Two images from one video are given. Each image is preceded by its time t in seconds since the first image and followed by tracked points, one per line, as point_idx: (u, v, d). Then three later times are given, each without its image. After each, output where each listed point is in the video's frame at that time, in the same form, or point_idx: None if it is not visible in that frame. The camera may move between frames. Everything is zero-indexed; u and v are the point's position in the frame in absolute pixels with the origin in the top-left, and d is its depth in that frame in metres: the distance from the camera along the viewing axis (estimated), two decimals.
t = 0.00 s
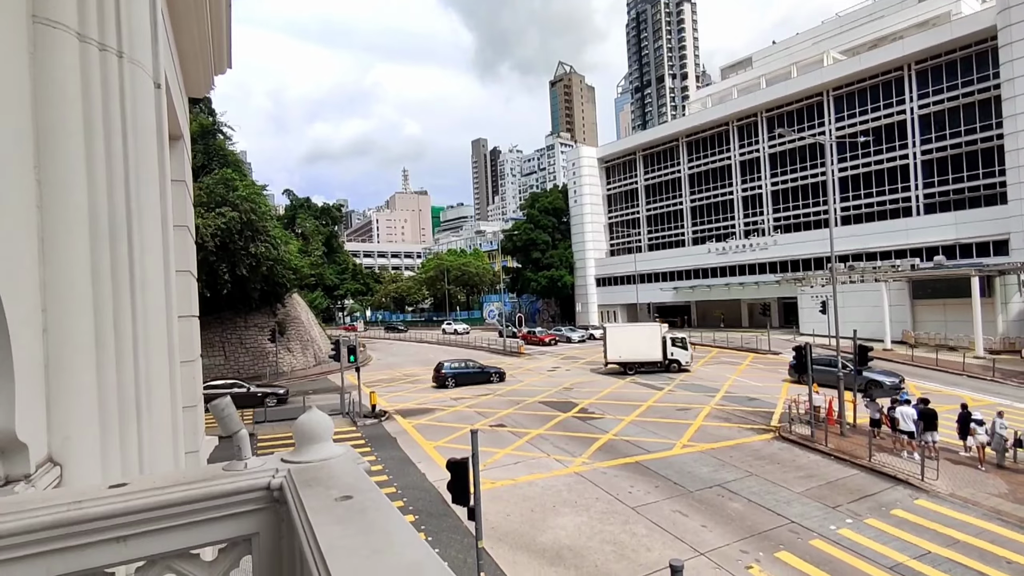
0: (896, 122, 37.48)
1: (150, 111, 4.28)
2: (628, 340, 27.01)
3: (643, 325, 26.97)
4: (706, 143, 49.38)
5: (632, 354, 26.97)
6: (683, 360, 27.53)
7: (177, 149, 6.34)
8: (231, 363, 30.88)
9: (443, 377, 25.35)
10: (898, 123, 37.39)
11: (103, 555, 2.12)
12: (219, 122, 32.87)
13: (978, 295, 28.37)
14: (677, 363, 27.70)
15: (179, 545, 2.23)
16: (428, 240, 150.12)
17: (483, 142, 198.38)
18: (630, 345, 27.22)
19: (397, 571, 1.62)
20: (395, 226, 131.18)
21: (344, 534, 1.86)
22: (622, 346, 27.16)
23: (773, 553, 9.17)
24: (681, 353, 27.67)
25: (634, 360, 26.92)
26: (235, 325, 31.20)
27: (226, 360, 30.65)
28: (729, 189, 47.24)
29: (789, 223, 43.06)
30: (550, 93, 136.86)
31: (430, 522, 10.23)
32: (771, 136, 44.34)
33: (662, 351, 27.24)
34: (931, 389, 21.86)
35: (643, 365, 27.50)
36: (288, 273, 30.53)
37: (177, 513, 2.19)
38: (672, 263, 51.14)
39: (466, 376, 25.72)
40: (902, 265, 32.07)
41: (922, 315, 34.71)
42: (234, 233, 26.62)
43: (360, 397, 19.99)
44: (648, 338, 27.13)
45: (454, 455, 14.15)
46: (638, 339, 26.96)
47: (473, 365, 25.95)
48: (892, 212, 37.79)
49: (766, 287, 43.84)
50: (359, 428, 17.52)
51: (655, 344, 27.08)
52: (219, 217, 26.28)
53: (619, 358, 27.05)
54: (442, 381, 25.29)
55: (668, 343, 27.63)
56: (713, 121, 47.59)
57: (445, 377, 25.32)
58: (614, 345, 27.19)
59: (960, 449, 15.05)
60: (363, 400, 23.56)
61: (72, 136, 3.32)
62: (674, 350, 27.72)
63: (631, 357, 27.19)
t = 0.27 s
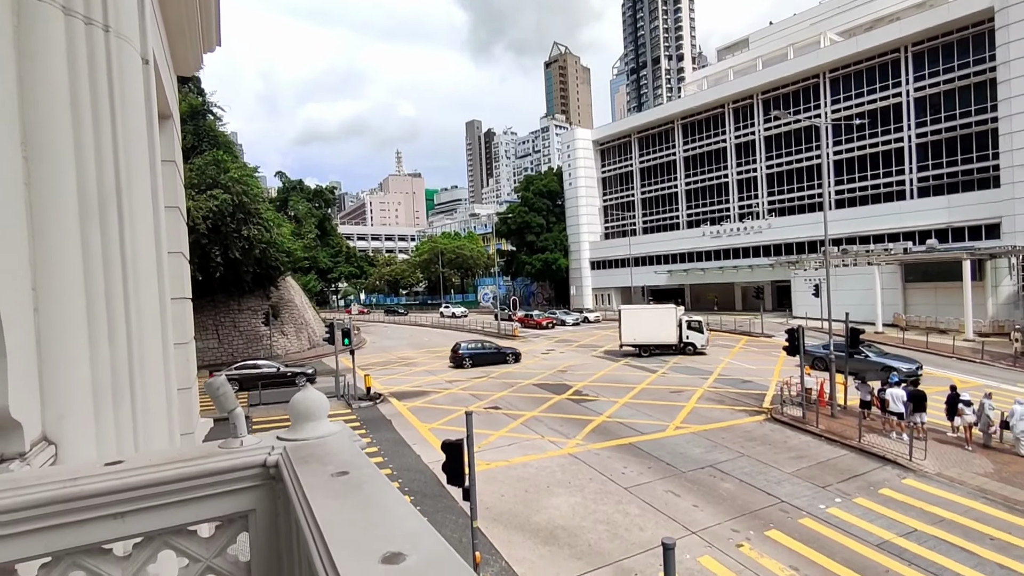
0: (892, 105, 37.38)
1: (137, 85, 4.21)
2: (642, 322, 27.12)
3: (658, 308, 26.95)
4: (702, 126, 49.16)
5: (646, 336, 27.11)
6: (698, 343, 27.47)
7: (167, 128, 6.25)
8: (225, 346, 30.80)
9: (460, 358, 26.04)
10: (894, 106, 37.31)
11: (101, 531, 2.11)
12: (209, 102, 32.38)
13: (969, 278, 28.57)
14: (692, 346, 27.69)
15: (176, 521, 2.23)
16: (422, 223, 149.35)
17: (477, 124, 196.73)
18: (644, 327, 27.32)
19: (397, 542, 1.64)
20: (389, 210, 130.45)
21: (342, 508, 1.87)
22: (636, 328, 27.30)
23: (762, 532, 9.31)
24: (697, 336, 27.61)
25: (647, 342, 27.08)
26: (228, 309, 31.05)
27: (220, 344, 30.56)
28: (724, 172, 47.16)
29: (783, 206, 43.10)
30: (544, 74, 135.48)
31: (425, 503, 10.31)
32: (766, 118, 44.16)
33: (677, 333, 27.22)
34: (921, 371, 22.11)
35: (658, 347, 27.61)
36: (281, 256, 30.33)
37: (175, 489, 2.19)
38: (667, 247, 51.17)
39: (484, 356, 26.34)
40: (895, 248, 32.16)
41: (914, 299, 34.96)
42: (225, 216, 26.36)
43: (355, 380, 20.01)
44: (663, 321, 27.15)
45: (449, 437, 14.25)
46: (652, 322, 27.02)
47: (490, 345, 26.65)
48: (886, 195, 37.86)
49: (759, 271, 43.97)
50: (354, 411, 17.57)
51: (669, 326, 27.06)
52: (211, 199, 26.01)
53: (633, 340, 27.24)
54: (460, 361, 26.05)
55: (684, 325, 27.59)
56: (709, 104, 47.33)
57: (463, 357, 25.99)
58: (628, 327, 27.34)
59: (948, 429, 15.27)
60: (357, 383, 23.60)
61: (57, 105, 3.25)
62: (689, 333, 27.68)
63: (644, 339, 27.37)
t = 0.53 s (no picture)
0: (883, 87, 37.38)
1: (117, 63, 4.12)
2: (653, 304, 27.25)
3: (670, 290, 26.96)
4: (694, 108, 48.95)
5: (657, 318, 27.28)
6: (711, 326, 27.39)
7: (152, 107, 6.12)
8: (215, 331, 30.62)
9: (473, 339, 26.43)
10: (885, 88, 37.32)
11: (93, 511, 2.08)
12: (194, 82, 31.77)
13: (955, 261, 28.86)
14: (705, 329, 27.60)
15: (169, 500, 2.21)
16: (413, 206, 148.38)
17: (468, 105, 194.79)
18: (656, 309, 27.43)
19: (390, 517, 1.64)
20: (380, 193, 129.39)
21: (335, 484, 1.87)
22: (648, 310, 27.49)
23: (751, 511, 9.47)
24: (709, 319, 27.49)
25: (658, 325, 27.25)
26: (217, 293, 30.79)
27: (210, 328, 30.38)
28: (716, 155, 47.11)
29: (774, 189, 43.19)
30: (535, 55, 134.08)
31: (419, 485, 10.38)
32: (758, 100, 44.02)
33: (689, 316, 27.19)
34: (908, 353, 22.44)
35: (670, 330, 27.70)
36: (271, 239, 30.06)
37: (165, 468, 2.17)
38: (658, 230, 51.25)
39: (496, 338, 26.60)
40: (884, 231, 32.35)
41: (902, 282, 35.34)
42: (213, 199, 26.03)
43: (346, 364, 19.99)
44: (675, 303, 27.19)
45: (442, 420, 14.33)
46: (663, 304, 27.12)
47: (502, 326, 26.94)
48: (876, 178, 38.01)
49: (750, 254, 44.18)
50: (346, 394, 17.58)
51: (681, 309, 27.06)
52: (198, 182, 25.66)
53: (645, 321, 27.46)
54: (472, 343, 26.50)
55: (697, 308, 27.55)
56: (701, 86, 47.10)
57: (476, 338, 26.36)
58: (640, 309, 27.54)
59: (933, 409, 15.54)
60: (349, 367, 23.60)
61: (36, 82, 3.18)
62: (703, 315, 27.62)
63: (655, 321, 27.54)
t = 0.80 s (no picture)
0: (872, 71, 37.43)
1: (98, 44, 4.04)
2: (664, 287, 27.43)
3: (681, 274, 27.07)
4: (684, 92, 48.80)
5: (667, 302, 27.44)
6: (723, 311, 27.18)
7: (134, 91, 6.01)
8: (204, 319, 30.42)
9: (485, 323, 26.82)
10: (874, 72, 37.38)
11: (85, 495, 2.06)
12: (176, 65, 31.16)
13: (941, 244, 29.14)
14: (716, 313, 27.46)
15: (161, 484, 2.20)
16: (402, 191, 147.26)
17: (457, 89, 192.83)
18: (667, 293, 27.59)
19: (384, 495, 1.65)
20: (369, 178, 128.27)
21: (329, 465, 1.87)
22: (659, 294, 27.69)
23: (739, 491, 9.61)
24: (721, 303, 27.30)
25: (668, 309, 27.40)
26: (205, 280, 30.53)
27: (198, 316, 30.18)
28: (706, 139, 47.09)
29: (763, 173, 43.30)
30: (525, 38, 132.74)
31: (411, 470, 10.42)
32: (748, 84, 43.93)
33: (700, 300, 27.14)
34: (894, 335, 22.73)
35: (681, 314, 27.70)
36: (259, 226, 29.78)
37: (158, 453, 2.16)
38: (648, 214, 51.30)
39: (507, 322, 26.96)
40: (872, 215, 32.54)
41: (888, 265, 35.67)
42: (199, 185, 25.70)
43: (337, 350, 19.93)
44: (686, 287, 27.30)
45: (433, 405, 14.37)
46: (673, 288, 27.30)
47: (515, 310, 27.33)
48: (865, 162, 38.18)
49: (739, 238, 44.40)
50: (338, 381, 17.58)
51: (692, 293, 27.08)
52: (184, 167, 25.27)
53: (655, 305, 27.67)
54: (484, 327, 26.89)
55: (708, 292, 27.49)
56: (691, 69, 46.92)
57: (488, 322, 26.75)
58: (651, 292, 27.79)
59: (918, 390, 15.79)
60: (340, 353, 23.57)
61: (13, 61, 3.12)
62: (714, 300, 27.49)
63: (666, 305, 27.69)
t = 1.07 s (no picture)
0: (855, 55, 37.60)
1: (68, 23, 3.92)
2: (671, 272, 27.46)
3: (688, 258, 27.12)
4: (670, 76, 48.70)
5: (674, 286, 27.46)
6: (729, 296, 27.45)
7: (108, 74, 5.85)
8: (186, 308, 30.04)
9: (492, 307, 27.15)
10: (857, 56, 37.55)
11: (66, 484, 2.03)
12: (152, 48, 30.41)
13: (922, 227, 29.53)
14: (723, 298, 27.54)
15: (144, 471, 2.16)
16: (387, 178, 145.83)
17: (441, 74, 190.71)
18: (673, 278, 27.62)
19: (370, 476, 1.64)
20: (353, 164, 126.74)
21: (315, 450, 1.84)
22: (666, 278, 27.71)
23: (725, 472, 9.75)
24: (728, 288, 27.43)
25: (675, 293, 27.41)
26: (187, 269, 30.09)
27: (181, 306, 29.79)
28: (691, 123, 47.13)
29: (748, 158, 43.50)
30: (509, 21, 131.12)
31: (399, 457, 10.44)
32: (733, 68, 43.93)
33: (707, 285, 27.21)
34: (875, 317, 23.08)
35: (688, 299, 27.75)
36: (241, 214, 29.38)
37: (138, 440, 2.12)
38: (634, 199, 51.40)
39: (515, 305, 27.30)
40: (855, 198, 32.79)
41: (870, 249, 36.12)
42: (179, 172, 25.25)
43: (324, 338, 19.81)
44: (693, 271, 27.33)
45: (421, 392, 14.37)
46: (679, 272, 27.33)
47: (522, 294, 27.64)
48: (848, 146, 38.46)
49: (724, 223, 44.69)
50: (325, 369, 17.50)
51: (699, 277, 27.12)
52: (162, 153, 24.77)
53: (662, 290, 27.67)
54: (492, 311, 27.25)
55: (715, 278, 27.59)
56: (676, 53, 46.81)
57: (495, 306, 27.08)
58: (658, 277, 27.83)
59: (898, 371, 16.11)
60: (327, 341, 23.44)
61: None
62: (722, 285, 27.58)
63: (672, 289, 27.69)
